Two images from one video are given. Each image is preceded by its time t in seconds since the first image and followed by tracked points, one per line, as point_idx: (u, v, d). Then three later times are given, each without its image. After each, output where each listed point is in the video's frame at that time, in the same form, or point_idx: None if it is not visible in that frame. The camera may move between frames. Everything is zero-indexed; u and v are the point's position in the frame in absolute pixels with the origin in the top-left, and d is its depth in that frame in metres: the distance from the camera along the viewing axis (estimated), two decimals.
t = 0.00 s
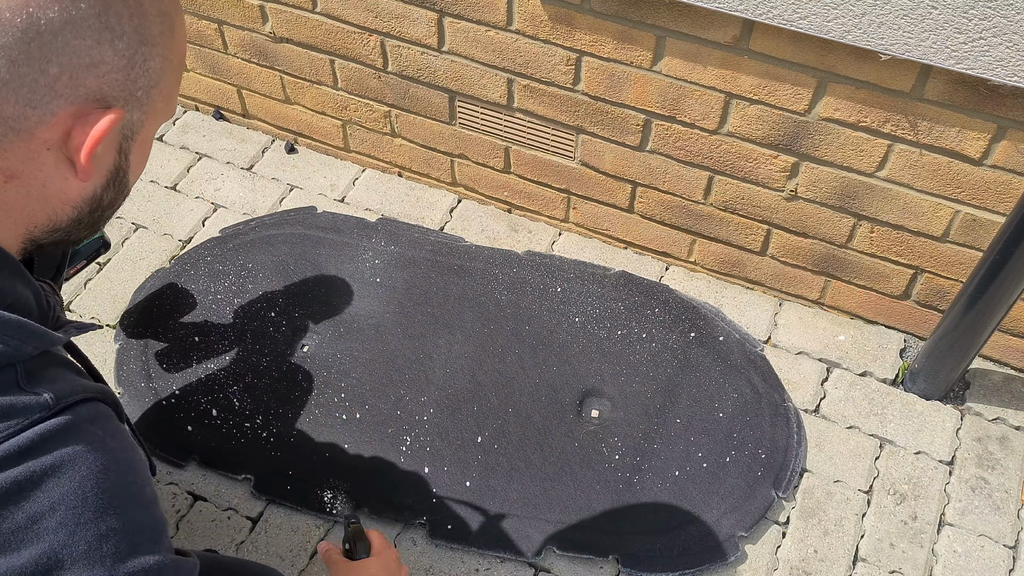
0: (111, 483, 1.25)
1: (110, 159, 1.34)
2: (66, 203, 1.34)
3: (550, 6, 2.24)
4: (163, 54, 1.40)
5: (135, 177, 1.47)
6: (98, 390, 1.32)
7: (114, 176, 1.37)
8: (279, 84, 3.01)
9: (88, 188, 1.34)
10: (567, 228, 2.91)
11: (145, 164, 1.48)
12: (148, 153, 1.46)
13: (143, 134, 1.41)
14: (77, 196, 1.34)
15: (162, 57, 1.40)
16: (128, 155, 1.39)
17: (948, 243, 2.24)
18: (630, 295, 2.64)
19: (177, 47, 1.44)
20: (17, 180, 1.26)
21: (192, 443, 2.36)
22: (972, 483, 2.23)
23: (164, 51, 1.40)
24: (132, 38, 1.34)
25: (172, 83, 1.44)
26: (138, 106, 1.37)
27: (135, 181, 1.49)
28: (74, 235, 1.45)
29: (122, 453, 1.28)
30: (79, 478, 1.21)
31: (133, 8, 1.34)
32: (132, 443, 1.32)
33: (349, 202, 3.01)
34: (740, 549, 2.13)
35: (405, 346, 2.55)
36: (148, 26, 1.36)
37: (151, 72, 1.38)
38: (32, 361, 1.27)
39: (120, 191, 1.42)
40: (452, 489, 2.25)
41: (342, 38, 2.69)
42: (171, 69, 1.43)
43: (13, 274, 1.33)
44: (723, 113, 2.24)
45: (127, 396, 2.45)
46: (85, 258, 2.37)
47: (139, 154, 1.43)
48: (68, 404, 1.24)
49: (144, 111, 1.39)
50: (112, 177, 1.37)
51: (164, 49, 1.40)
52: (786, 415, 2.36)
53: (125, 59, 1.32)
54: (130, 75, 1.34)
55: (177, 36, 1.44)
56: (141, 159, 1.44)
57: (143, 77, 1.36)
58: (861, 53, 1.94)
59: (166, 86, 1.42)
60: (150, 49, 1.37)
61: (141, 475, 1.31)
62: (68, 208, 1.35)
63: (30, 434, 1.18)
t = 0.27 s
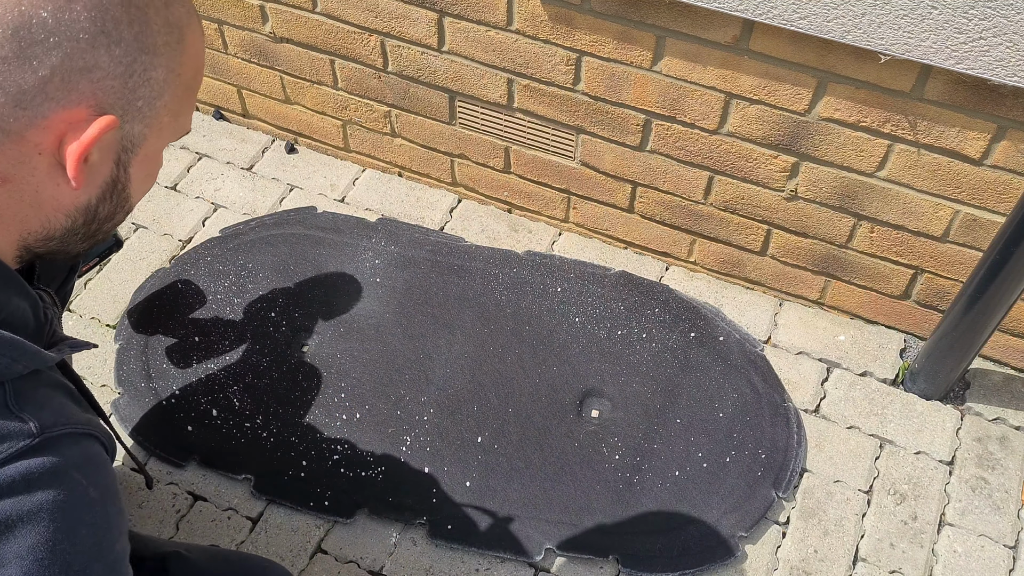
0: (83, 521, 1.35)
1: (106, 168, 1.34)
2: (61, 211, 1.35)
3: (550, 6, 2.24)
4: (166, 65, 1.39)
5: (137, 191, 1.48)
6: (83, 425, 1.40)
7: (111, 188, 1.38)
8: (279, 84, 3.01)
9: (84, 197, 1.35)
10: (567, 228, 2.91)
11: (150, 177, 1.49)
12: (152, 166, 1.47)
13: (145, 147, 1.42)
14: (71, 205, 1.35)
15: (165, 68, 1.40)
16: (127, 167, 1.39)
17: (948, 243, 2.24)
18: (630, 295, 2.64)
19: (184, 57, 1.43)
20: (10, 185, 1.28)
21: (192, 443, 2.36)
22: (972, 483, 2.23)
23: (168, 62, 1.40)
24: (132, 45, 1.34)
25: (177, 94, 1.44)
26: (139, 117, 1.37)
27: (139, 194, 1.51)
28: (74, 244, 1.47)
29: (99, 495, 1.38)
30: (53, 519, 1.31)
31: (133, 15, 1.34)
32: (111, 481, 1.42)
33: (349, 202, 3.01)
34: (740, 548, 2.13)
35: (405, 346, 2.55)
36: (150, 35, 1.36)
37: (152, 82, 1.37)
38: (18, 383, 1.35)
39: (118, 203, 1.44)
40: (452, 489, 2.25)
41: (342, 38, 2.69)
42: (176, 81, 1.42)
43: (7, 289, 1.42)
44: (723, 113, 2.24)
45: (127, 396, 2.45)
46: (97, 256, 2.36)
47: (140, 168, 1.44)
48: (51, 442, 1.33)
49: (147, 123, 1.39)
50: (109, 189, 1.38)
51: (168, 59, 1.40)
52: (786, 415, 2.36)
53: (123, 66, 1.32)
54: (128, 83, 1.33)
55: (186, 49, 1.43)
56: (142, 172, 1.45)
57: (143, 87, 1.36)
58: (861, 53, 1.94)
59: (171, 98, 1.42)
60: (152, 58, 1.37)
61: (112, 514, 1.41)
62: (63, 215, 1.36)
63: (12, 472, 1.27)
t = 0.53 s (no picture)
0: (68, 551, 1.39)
1: (109, 186, 1.34)
2: (63, 227, 1.36)
3: (549, 6, 2.24)
4: (175, 88, 1.38)
5: (145, 211, 1.48)
6: (79, 452, 1.43)
7: (113, 208, 1.38)
8: (279, 84, 3.01)
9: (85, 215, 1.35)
10: (566, 228, 2.91)
11: (160, 199, 1.49)
12: (161, 189, 1.47)
13: (153, 169, 1.41)
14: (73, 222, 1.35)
15: (174, 90, 1.38)
16: (132, 188, 1.40)
17: (948, 243, 2.24)
18: (630, 295, 2.64)
19: (197, 80, 1.41)
20: (11, 201, 1.28)
21: (192, 443, 2.36)
22: (972, 483, 2.23)
23: (178, 84, 1.38)
24: (138, 64, 1.33)
25: (189, 117, 1.42)
26: (145, 138, 1.36)
27: (148, 215, 1.51)
28: (79, 259, 1.48)
29: (87, 524, 1.42)
30: (39, 548, 1.35)
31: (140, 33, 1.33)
32: (101, 509, 1.46)
33: (349, 202, 3.01)
34: (740, 548, 2.13)
35: (406, 346, 2.55)
36: (158, 56, 1.35)
37: (159, 104, 1.36)
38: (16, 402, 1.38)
39: (121, 223, 1.44)
40: (452, 489, 2.25)
41: (341, 38, 2.69)
42: (187, 104, 1.41)
43: (11, 304, 1.45)
44: (722, 113, 2.24)
45: (127, 396, 2.45)
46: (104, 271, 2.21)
47: (147, 189, 1.44)
48: (45, 470, 1.36)
49: (154, 145, 1.38)
50: (111, 210, 1.39)
51: (178, 82, 1.38)
52: (786, 415, 2.36)
53: (128, 86, 1.31)
54: (133, 103, 1.32)
55: (201, 73, 1.42)
56: (150, 194, 1.45)
57: (149, 108, 1.35)
58: (861, 53, 1.94)
59: (182, 122, 1.41)
60: (159, 79, 1.35)
61: (98, 542, 1.45)
62: (64, 231, 1.37)
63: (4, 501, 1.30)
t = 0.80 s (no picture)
0: (69, 557, 1.38)
1: (99, 199, 1.36)
2: (54, 237, 1.38)
3: (550, 6, 2.24)
4: (168, 105, 1.37)
5: (140, 225, 1.50)
6: (77, 458, 1.44)
7: (104, 222, 1.40)
8: (279, 85, 3.01)
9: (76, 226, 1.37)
10: (567, 228, 2.91)
11: (156, 214, 1.51)
12: (157, 204, 1.49)
13: (146, 185, 1.42)
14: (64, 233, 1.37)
15: (168, 107, 1.37)
16: (124, 202, 1.41)
17: (948, 243, 2.24)
18: (630, 296, 2.64)
19: (192, 97, 1.40)
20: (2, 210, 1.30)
21: (192, 443, 2.36)
22: (972, 483, 2.23)
23: (171, 101, 1.38)
24: (129, 80, 1.32)
25: (184, 134, 1.42)
26: (137, 154, 1.36)
27: (144, 229, 1.52)
28: (73, 270, 1.50)
29: (87, 531, 1.41)
30: (39, 554, 1.33)
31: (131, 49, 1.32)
32: (101, 516, 1.45)
33: (349, 202, 3.01)
34: (740, 548, 2.13)
35: (406, 346, 2.55)
36: (152, 73, 1.34)
37: (151, 120, 1.36)
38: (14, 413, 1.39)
39: (114, 236, 1.46)
40: (452, 489, 2.25)
41: (342, 38, 2.69)
42: (181, 121, 1.40)
43: (11, 312, 1.44)
44: (723, 113, 2.24)
45: (127, 396, 2.45)
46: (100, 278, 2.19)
47: (140, 205, 1.45)
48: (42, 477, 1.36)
49: (147, 161, 1.39)
50: (102, 223, 1.41)
51: (171, 99, 1.37)
52: (786, 415, 2.36)
53: (117, 101, 1.31)
54: (123, 118, 1.32)
55: (198, 91, 1.41)
56: (144, 209, 1.47)
57: (141, 124, 1.35)
58: (861, 53, 1.94)
59: (176, 138, 1.41)
60: (152, 95, 1.35)
61: (100, 547, 1.44)
62: (56, 241, 1.39)
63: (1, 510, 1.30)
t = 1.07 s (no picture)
0: (73, 555, 1.40)
1: (88, 204, 1.36)
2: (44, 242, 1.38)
3: (550, 6, 2.24)
4: (158, 112, 1.37)
5: (132, 231, 1.50)
6: (77, 457, 1.45)
7: (94, 227, 1.41)
8: (280, 85, 3.01)
9: (66, 231, 1.37)
10: (567, 228, 2.91)
11: (149, 220, 1.51)
12: (149, 210, 1.49)
13: (137, 191, 1.43)
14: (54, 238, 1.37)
15: (158, 114, 1.38)
16: (115, 208, 1.42)
17: (948, 243, 2.23)
18: (630, 295, 2.64)
19: (182, 103, 1.40)
20: None
21: (192, 443, 2.36)
22: (972, 483, 2.23)
23: (162, 108, 1.38)
24: (117, 87, 1.32)
25: (174, 140, 1.42)
26: (126, 161, 1.37)
27: (137, 235, 1.53)
28: (66, 276, 1.50)
29: (90, 527, 1.44)
30: (44, 554, 1.36)
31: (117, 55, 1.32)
32: (102, 512, 1.48)
33: (349, 201, 3.01)
34: (741, 548, 2.13)
35: (406, 346, 2.55)
36: (142, 79, 1.34)
37: (141, 127, 1.36)
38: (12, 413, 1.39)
39: (105, 242, 1.47)
40: (452, 489, 2.25)
41: (342, 38, 2.68)
42: (172, 128, 1.41)
43: (6, 315, 1.45)
44: (723, 113, 2.24)
45: (127, 396, 2.45)
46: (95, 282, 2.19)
47: (131, 211, 1.46)
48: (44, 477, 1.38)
49: (138, 167, 1.39)
50: (92, 229, 1.41)
51: (161, 106, 1.38)
52: (786, 415, 2.36)
53: (106, 107, 1.31)
54: (112, 125, 1.33)
55: (189, 98, 1.41)
56: (135, 214, 1.47)
57: (130, 131, 1.35)
58: (861, 52, 1.94)
59: (167, 145, 1.42)
60: (141, 102, 1.35)
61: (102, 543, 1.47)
62: (47, 247, 1.39)
63: (5, 511, 1.31)
